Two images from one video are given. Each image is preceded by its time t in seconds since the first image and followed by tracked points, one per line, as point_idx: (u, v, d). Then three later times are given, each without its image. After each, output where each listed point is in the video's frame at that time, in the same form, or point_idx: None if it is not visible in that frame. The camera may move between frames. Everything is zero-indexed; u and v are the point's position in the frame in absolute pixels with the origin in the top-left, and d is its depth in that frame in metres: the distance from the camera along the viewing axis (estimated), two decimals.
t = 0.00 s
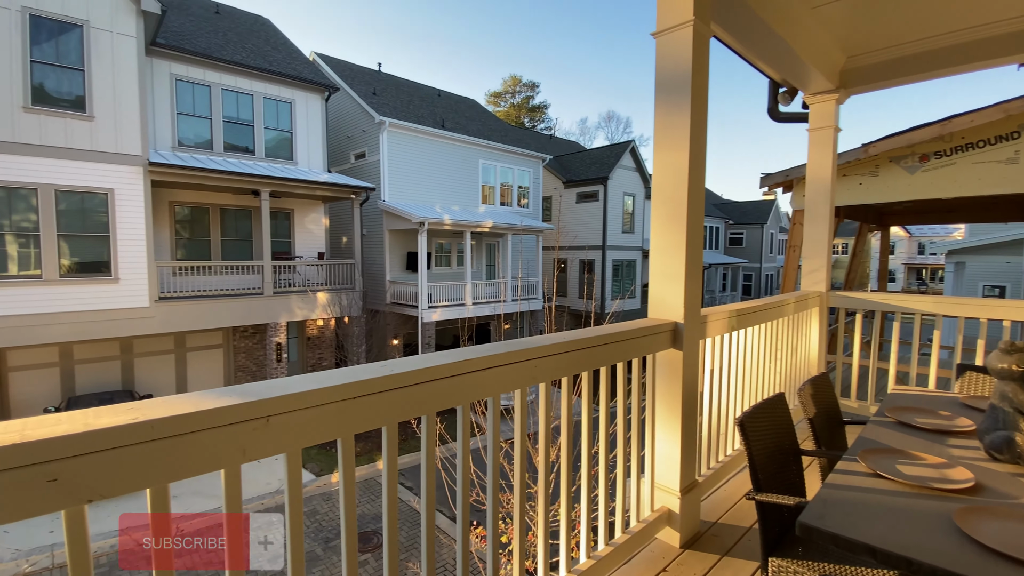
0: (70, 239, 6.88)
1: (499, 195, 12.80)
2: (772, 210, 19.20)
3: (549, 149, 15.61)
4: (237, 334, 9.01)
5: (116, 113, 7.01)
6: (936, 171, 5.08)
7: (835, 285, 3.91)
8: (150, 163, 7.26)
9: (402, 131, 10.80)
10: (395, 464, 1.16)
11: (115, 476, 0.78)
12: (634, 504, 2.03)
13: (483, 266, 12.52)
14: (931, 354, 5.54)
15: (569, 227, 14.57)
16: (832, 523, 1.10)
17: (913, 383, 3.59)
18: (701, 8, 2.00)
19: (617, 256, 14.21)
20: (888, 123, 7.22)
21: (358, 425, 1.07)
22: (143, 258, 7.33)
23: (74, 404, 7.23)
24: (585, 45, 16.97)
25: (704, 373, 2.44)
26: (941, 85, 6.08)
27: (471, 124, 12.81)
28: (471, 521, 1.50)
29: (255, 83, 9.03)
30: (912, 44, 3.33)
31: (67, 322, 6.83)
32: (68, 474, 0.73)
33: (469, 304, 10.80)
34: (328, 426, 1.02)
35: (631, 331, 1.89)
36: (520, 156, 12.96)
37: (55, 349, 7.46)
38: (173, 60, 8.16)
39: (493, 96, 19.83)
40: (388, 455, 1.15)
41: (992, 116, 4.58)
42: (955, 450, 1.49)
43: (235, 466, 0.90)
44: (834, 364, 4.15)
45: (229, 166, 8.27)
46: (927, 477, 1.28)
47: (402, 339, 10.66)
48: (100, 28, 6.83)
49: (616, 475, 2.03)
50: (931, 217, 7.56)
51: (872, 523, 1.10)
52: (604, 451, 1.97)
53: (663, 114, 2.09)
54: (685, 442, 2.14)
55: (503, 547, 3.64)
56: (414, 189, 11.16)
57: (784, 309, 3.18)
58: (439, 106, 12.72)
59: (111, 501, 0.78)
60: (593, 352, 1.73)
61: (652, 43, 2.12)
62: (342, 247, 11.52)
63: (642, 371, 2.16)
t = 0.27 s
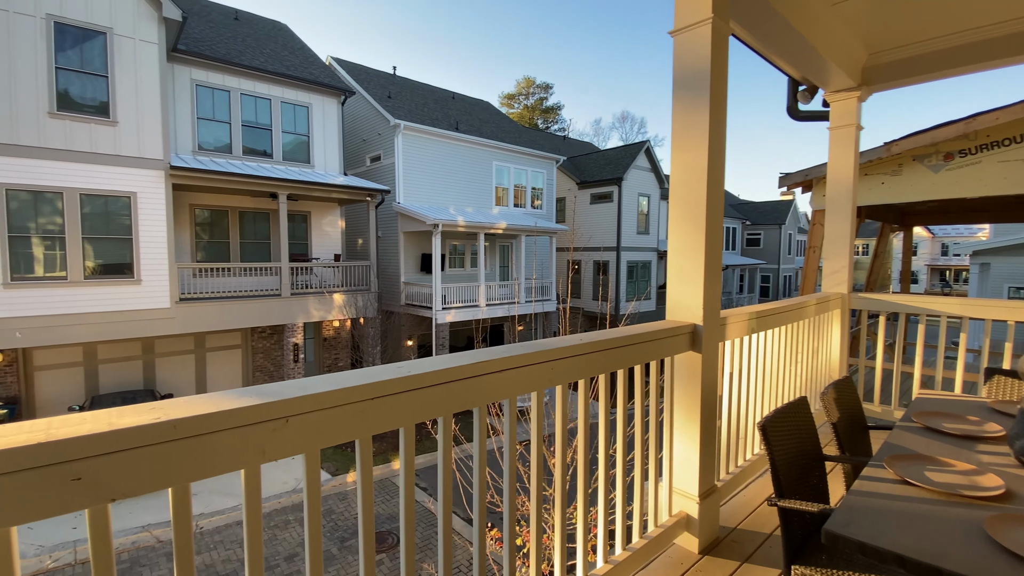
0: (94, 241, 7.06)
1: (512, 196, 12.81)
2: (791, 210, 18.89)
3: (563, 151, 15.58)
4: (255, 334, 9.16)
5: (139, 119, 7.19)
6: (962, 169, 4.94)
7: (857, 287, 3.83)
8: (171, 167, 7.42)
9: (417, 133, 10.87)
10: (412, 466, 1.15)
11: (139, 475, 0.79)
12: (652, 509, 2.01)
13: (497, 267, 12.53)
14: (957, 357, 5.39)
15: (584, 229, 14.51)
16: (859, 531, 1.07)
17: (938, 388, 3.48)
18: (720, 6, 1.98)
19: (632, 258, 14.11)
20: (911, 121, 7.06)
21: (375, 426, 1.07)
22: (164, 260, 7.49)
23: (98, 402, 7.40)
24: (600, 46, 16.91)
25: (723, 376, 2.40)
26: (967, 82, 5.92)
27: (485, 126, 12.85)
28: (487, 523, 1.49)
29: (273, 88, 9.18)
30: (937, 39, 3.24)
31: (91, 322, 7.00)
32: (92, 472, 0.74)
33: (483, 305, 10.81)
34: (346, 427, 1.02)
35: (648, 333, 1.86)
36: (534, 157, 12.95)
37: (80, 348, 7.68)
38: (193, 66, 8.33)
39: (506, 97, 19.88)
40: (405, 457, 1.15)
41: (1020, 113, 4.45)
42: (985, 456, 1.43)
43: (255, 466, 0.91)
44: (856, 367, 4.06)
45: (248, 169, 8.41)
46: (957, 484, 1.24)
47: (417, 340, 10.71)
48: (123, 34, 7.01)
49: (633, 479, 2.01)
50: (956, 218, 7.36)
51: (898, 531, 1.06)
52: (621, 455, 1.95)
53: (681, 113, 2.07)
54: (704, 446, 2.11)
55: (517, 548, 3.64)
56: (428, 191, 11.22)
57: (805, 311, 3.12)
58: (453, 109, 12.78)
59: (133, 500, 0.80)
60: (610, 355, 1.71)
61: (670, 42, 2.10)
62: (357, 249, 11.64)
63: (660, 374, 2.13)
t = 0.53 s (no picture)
0: (109, 242, 7.16)
1: (521, 197, 12.79)
2: (803, 211, 18.67)
3: (571, 151, 15.53)
4: (266, 334, 9.24)
5: (152, 122, 7.29)
6: (978, 169, 4.85)
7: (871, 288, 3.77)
8: (184, 169, 7.52)
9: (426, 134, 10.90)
10: (422, 469, 1.15)
11: (150, 475, 0.79)
12: (663, 512, 1.99)
13: (505, 268, 12.53)
14: (974, 360, 5.28)
15: (593, 229, 14.46)
16: (877, 538, 1.04)
17: (955, 391, 3.42)
18: (732, 3, 1.96)
19: (641, 258, 14.04)
20: (927, 120, 6.94)
21: (384, 428, 1.07)
22: (177, 261, 7.58)
23: (112, 401, 7.51)
24: (609, 46, 16.84)
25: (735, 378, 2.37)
26: (984, 80, 5.81)
27: (493, 127, 12.85)
28: (496, 525, 1.48)
29: (284, 91, 9.26)
30: (956, 36, 3.17)
31: (105, 322, 7.11)
32: (104, 473, 0.75)
33: (491, 306, 10.81)
34: (357, 427, 1.02)
35: (659, 335, 1.84)
36: (542, 158, 12.93)
37: (95, 348, 7.81)
38: (206, 69, 8.43)
39: (515, 98, 19.59)
40: (415, 458, 1.15)
41: None
42: (1005, 462, 1.39)
43: (265, 467, 0.91)
44: (870, 370, 4.00)
45: (259, 171, 8.49)
46: (977, 490, 1.20)
47: (426, 341, 10.72)
48: (137, 38, 7.12)
49: (644, 481, 1.99)
50: (972, 218, 7.23)
51: (915, 538, 1.03)
52: (632, 457, 1.93)
53: (692, 112, 2.05)
54: (715, 449, 2.08)
55: (526, 551, 3.62)
56: (438, 192, 11.25)
57: (818, 313, 3.07)
58: (462, 110, 12.80)
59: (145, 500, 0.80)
60: (621, 356, 1.69)
61: (681, 41, 2.08)
62: (367, 249, 11.70)
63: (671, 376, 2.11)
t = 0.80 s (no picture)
0: (114, 242, 7.20)
1: (525, 197, 12.79)
2: (808, 210, 18.58)
3: (575, 151, 15.51)
4: (271, 334, 9.28)
5: (158, 122, 7.33)
6: (986, 168, 4.81)
7: (877, 288, 3.74)
8: (189, 169, 7.55)
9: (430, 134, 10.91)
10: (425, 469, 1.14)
11: (152, 475, 0.79)
12: (667, 514, 1.98)
13: (508, 268, 12.52)
14: (981, 361, 5.24)
15: (597, 229, 14.43)
16: (884, 541, 1.02)
17: (962, 392, 3.38)
18: (737, 2, 1.94)
19: (645, 258, 14.01)
20: (933, 119, 6.88)
21: (387, 428, 1.06)
22: (182, 261, 7.61)
23: (118, 400, 7.55)
24: (613, 45, 16.79)
25: (740, 379, 2.36)
26: (992, 78, 5.76)
27: (497, 127, 12.84)
28: (500, 525, 1.47)
29: (288, 91, 9.29)
30: (966, 33, 3.13)
31: (111, 322, 7.15)
32: (105, 473, 0.74)
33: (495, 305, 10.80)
34: (359, 428, 1.02)
35: (664, 335, 1.83)
36: (546, 158, 12.91)
37: (100, 347, 7.85)
38: (211, 70, 8.46)
39: (519, 98, 19.53)
40: (417, 459, 1.14)
41: None
42: (1013, 464, 1.37)
43: (267, 467, 0.91)
44: (877, 370, 3.97)
45: (263, 171, 8.51)
46: (985, 492, 1.18)
47: (430, 341, 10.72)
48: (143, 39, 7.16)
49: (648, 482, 1.98)
50: (979, 217, 7.17)
51: (922, 543, 1.01)
52: (636, 458, 1.92)
53: (697, 111, 2.04)
54: (720, 450, 2.07)
55: (529, 552, 3.61)
56: (441, 192, 11.26)
57: (824, 313, 3.05)
58: (466, 110, 12.80)
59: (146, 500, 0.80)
60: (625, 356, 1.68)
61: (686, 39, 2.07)
62: (371, 249, 11.72)
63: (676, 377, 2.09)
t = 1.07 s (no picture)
0: (113, 240, 7.18)
1: (524, 196, 12.78)
2: (807, 210, 18.59)
3: (575, 150, 15.50)
4: (269, 333, 9.26)
5: (156, 120, 7.30)
6: (986, 167, 4.80)
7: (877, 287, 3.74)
8: (188, 167, 7.52)
9: (429, 133, 10.89)
10: (421, 468, 1.13)
11: (144, 476, 0.78)
12: (665, 513, 1.97)
13: (508, 267, 12.51)
14: (979, 360, 5.24)
15: (596, 228, 14.43)
16: (884, 542, 1.02)
17: (962, 392, 3.38)
18: None
19: (644, 257, 14.02)
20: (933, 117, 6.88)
21: (382, 427, 1.05)
22: (180, 259, 7.59)
23: (116, 398, 7.54)
24: (612, 44, 16.77)
25: (739, 377, 2.36)
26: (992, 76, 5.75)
27: (496, 125, 12.83)
28: (497, 524, 1.46)
29: (287, 89, 9.26)
30: (971, 30, 3.10)
31: (109, 320, 7.13)
32: (95, 472, 0.73)
33: (494, 304, 10.79)
34: (355, 427, 1.01)
35: (662, 334, 1.82)
36: (545, 157, 12.91)
37: (99, 345, 7.83)
38: (209, 68, 8.43)
39: (518, 97, 19.48)
40: (414, 458, 1.13)
41: None
42: (1014, 464, 1.36)
43: (261, 466, 0.89)
44: (876, 370, 3.96)
45: (262, 170, 8.48)
46: (987, 493, 1.17)
47: (429, 340, 10.71)
48: (141, 37, 7.13)
49: (647, 481, 1.97)
50: (978, 216, 7.17)
51: (922, 544, 1.00)
52: (635, 457, 1.92)
53: (696, 108, 2.03)
54: (719, 450, 2.07)
55: (528, 551, 3.61)
56: (441, 191, 11.24)
57: (823, 312, 3.04)
58: (465, 108, 12.78)
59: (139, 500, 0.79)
60: (623, 355, 1.67)
61: (685, 37, 2.06)
62: (370, 248, 11.70)
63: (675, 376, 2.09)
